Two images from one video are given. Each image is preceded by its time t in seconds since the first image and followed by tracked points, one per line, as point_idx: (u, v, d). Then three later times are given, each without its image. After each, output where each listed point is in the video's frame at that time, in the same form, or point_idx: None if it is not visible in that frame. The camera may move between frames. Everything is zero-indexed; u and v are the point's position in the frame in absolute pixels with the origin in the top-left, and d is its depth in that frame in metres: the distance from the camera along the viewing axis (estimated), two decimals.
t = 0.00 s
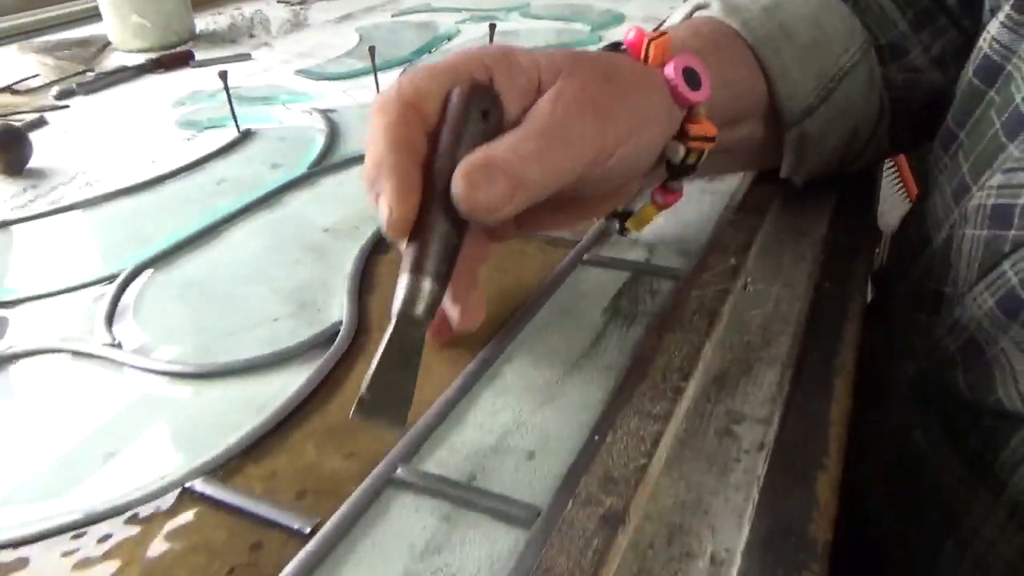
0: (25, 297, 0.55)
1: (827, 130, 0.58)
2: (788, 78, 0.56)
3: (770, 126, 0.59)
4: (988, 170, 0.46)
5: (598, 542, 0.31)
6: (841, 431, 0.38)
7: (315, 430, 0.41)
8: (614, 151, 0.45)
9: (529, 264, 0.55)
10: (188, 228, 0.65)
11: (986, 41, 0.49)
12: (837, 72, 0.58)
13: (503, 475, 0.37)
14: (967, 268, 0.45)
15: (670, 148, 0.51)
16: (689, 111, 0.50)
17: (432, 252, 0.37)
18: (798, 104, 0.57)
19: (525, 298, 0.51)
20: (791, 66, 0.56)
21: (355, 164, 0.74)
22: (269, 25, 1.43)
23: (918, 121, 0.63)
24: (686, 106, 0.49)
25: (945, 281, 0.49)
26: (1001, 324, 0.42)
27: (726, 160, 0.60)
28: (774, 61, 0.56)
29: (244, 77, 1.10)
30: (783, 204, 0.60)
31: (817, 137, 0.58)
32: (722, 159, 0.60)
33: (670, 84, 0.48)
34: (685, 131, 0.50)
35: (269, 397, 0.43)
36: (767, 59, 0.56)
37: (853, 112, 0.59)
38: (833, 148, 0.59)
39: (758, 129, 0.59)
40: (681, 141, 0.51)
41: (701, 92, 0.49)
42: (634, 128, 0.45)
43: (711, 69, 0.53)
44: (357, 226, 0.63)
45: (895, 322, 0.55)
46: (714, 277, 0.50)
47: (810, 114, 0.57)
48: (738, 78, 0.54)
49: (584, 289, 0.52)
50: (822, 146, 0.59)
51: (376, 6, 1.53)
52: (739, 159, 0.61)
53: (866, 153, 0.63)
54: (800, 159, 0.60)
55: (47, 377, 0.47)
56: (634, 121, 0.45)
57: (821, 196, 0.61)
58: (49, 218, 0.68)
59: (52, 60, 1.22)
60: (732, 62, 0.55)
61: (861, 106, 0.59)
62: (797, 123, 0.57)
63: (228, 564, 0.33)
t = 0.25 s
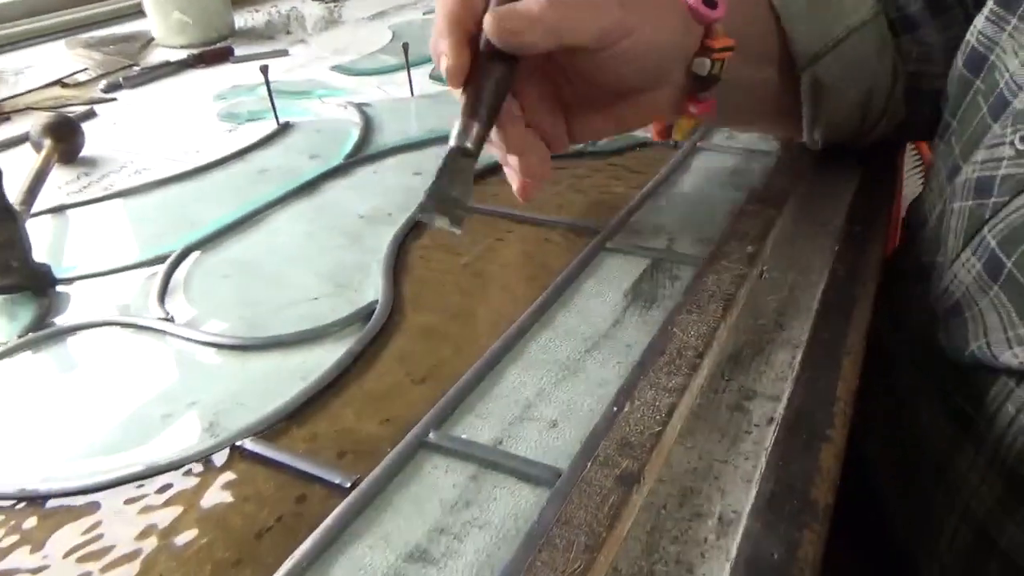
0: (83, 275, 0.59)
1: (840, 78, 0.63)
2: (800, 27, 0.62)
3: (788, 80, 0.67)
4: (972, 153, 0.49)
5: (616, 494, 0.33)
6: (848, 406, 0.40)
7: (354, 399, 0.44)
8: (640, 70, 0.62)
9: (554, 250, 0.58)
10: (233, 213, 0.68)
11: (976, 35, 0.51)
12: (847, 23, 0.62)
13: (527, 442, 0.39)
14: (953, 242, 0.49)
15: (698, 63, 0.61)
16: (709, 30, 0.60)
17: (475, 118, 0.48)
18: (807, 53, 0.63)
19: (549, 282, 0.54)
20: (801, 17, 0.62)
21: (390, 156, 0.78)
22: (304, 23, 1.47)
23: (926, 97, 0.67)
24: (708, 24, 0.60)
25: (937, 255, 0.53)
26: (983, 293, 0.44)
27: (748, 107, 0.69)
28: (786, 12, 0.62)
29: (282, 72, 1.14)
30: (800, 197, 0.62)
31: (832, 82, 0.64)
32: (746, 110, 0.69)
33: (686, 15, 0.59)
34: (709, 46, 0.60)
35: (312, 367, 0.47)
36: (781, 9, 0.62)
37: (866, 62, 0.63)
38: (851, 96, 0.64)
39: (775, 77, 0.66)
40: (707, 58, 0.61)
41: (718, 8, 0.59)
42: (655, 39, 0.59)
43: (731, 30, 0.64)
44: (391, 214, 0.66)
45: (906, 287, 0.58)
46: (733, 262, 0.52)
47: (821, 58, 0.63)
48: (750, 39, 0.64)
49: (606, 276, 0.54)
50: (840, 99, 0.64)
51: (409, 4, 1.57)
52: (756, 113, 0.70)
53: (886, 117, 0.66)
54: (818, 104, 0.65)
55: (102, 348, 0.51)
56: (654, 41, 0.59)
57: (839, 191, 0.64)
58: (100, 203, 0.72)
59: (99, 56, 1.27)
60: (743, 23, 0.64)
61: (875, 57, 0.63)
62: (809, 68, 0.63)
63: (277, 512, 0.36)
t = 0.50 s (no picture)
0: (119, 262, 0.61)
1: (855, 82, 0.67)
2: (803, 42, 0.68)
3: (805, 97, 0.71)
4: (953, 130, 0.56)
5: (631, 475, 0.35)
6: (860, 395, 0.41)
7: (379, 383, 0.46)
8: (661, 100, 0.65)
9: (574, 243, 0.60)
10: (261, 204, 0.70)
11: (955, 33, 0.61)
12: (848, 34, 0.67)
13: (546, 426, 0.41)
14: (932, 214, 0.55)
15: (712, 85, 0.67)
16: (716, 53, 0.66)
17: (510, 158, 0.52)
18: (815, 59, 0.68)
19: (569, 273, 0.55)
20: (802, 34, 0.68)
21: (414, 150, 0.79)
22: (330, 20, 1.49)
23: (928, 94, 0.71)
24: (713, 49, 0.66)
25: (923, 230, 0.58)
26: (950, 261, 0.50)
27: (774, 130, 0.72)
28: (786, 30, 0.69)
29: (308, 68, 1.16)
30: (817, 194, 0.63)
31: (846, 86, 0.67)
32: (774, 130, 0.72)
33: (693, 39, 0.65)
34: (718, 66, 0.66)
35: (339, 352, 0.48)
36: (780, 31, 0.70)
37: (876, 66, 0.67)
38: (868, 101, 0.67)
39: (792, 91, 0.71)
40: (722, 78, 0.67)
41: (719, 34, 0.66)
42: (670, 70, 0.63)
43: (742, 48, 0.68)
44: (415, 207, 0.67)
45: (909, 279, 0.59)
46: (750, 256, 0.53)
47: (832, 65, 0.67)
48: (761, 56, 0.69)
49: (625, 269, 0.55)
50: (857, 99, 0.67)
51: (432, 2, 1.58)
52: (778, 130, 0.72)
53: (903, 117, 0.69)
54: (839, 112, 0.68)
55: (137, 332, 0.53)
56: (669, 68, 0.63)
57: (857, 187, 0.64)
58: (134, 194, 0.75)
59: (130, 52, 1.30)
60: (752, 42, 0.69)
61: (883, 60, 0.67)
62: (822, 74, 0.67)
63: (305, 488, 0.38)
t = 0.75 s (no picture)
0: (146, 258, 0.63)
1: (878, 78, 0.67)
2: (825, 41, 0.68)
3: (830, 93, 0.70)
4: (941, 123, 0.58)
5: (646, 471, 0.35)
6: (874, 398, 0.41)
7: (400, 379, 0.47)
8: (684, 97, 0.65)
9: (591, 244, 0.60)
10: (284, 203, 0.72)
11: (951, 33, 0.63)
12: (869, 32, 0.67)
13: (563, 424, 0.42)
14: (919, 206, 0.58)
15: (734, 80, 0.67)
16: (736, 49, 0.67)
17: (516, 150, 0.56)
18: (836, 57, 0.68)
19: (586, 274, 0.56)
20: (824, 33, 0.69)
21: (434, 151, 0.81)
22: (351, 20, 1.51)
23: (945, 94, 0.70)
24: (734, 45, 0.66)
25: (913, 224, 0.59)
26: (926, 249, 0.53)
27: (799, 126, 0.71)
28: (807, 30, 0.69)
29: (329, 68, 1.17)
30: (835, 197, 0.63)
31: (871, 83, 0.68)
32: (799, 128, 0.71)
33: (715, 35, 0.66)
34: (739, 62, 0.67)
35: (361, 349, 0.50)
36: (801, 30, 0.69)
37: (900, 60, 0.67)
38: (892, 97, 0.68)
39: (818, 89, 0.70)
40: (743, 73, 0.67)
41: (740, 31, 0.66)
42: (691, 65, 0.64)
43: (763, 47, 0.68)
44: (435, 207, 0.69)
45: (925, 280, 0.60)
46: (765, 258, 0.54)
47: (855, 63, 0.68)
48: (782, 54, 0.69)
49: (641, 269, 0.56)
50: (879, 99, 0.67)
51: (452, 2, 1.60)
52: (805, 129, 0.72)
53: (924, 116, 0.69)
54: (864, 109, 0.68)
55: (165, 327, 0.54)
56: (691, 63, 0.63)
57: (875, 190, 0.64)
58: (161, 192, 0.76)
59: (156, 52, 1.32)
60: (774, 41, 0.69)
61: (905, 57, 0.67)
62: (845, 72, 0.68)
63: (329, 480, 0.39)
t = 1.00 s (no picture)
0: (170, 256, 0.64)
1: (900, 76, 0.67)
2: (847, 37, 0.68)
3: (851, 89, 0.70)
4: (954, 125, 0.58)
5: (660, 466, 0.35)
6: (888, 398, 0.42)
7: (419, 375, 0.47)
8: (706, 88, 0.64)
9: (608, 243, 0.61)
10: (305, 202, 0.73)
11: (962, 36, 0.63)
12: (891, 30, 0.67)
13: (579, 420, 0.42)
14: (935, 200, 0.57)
15: (760, 72, 0.65)
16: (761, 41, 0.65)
17: (534, 135, 0.55)
18: (859, 54, 0.68)
19: (603, 273, 0.57)
20: (847, 29, 0.68)
21: (452, 151, 0.81)
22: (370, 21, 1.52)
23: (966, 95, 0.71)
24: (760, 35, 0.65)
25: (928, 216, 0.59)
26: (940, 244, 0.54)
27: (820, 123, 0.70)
28: (830, 26, 0.68)
29: (348, 69, 1.19)
30: (852, 198, 0.63)
31: (892, 81, 0.67)
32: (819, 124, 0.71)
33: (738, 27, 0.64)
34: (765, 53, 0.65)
35: (380, 346, 0.50)
36: (824, 26, 0.69)
37: (920, 60, 0.67)
38: (912, 96, 0.67)
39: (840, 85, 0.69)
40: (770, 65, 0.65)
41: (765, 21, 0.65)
42: (715, 56, 0.62)
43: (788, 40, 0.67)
44: (453, 206, 0.69)
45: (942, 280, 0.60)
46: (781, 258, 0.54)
47: (877, 61, 0.68)
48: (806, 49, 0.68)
49: (657, 269, 0.57)
50: (899, 97, 0.67)
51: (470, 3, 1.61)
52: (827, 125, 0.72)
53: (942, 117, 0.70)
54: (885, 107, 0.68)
55: (188, 322, 0.55)
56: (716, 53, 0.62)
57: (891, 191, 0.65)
58: (184, 190, 0.78)
59: (178, 52, 1.34)
60: (799, 34, 0.68)
61: (925, 55, 0.67)
62: (867, 69, 0.68)
63: (350, 473, 0.40)
